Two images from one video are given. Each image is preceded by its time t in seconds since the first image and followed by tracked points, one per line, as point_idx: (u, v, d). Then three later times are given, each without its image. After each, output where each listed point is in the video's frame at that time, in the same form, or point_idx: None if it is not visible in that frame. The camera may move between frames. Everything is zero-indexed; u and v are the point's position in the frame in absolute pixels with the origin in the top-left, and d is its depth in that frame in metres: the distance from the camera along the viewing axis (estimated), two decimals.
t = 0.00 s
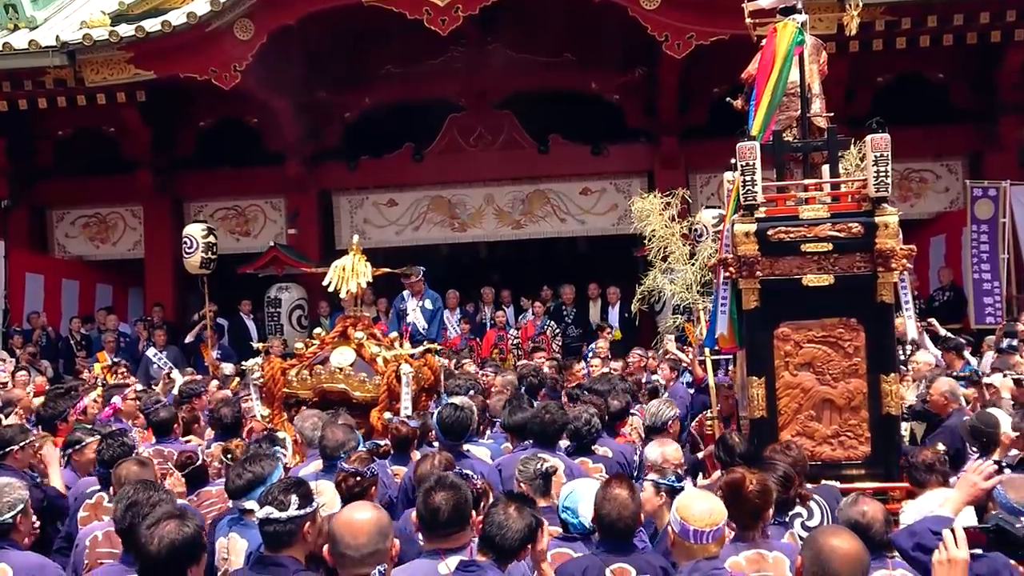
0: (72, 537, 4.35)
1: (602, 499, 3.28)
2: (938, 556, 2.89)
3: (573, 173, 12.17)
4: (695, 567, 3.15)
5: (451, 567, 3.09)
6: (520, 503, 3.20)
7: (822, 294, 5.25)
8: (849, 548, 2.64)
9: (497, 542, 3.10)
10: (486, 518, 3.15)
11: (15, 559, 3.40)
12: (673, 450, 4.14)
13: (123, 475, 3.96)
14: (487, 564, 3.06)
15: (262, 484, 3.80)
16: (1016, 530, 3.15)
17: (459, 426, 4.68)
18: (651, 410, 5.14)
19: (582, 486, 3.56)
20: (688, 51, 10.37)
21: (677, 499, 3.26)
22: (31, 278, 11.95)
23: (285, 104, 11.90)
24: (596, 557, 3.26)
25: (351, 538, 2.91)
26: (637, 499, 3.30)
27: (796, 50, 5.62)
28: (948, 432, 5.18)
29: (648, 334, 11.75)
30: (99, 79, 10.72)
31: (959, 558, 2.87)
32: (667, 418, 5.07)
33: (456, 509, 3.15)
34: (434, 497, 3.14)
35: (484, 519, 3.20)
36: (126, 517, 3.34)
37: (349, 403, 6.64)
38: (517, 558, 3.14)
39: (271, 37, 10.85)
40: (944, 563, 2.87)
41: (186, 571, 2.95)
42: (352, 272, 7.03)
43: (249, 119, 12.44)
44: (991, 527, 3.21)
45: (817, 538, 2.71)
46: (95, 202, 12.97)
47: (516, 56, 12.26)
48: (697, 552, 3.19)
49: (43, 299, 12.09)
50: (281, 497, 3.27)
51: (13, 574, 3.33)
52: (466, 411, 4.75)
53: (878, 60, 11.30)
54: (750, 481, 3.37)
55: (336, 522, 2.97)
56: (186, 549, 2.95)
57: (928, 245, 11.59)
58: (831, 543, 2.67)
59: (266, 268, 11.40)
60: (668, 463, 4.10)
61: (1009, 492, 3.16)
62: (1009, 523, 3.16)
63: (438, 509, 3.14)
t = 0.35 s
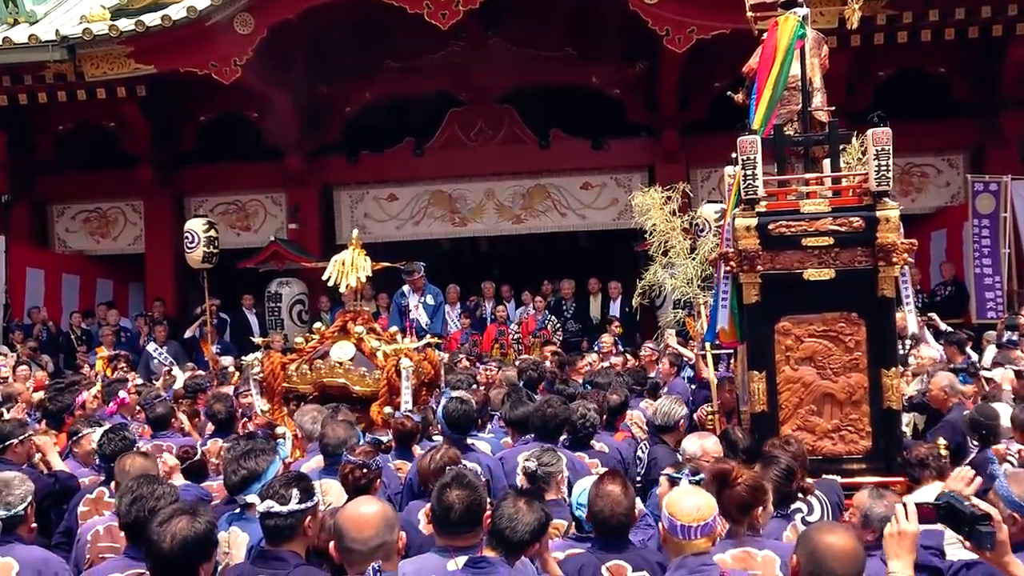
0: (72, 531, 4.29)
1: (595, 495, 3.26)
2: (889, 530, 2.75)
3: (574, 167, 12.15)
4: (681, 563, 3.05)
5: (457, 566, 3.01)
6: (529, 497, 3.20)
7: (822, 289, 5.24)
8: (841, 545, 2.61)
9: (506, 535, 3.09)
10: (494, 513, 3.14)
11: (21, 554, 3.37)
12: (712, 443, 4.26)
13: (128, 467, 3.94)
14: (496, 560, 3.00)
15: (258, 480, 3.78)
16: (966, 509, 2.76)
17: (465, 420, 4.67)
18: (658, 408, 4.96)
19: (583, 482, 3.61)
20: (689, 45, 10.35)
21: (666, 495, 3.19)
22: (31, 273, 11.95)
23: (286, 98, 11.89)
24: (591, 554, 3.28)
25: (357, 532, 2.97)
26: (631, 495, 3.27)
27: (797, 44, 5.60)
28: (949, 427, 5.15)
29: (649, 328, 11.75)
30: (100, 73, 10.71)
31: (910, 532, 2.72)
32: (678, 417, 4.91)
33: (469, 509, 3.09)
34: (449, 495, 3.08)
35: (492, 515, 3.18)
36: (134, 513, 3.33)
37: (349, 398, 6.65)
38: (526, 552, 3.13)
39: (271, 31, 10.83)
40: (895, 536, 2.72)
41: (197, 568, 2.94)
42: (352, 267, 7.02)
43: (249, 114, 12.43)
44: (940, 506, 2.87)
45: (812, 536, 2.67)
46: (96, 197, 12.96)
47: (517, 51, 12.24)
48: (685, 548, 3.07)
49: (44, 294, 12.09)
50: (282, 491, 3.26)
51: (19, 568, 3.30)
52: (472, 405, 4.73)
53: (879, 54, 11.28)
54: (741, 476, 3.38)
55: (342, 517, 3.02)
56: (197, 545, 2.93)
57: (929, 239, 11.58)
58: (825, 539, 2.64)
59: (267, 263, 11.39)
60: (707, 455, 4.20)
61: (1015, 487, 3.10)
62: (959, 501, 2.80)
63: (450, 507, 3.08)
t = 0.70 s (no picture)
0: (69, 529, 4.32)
1: (578, 492, 3.27)
2: (846, 512, 2.82)
3: (574, 162, 12.13)
4: (702, 559, 2.99)
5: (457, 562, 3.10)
6: (536, 490, 3.15)
7: (823, 283, 5.23)
8: (816, 544, 2.48)
9: (516, 527, 3.06)
10: (503, 506, 3.09)
11: (34, 547, 3.39)
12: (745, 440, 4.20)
13: (122, 463, 3.92)
14: (505, 554, 3.01)
15: (255, 478, 3.77)
16: (921, 491, 3.02)
17: (464, 414, 4.74)
18: (654, 401, 4.98)
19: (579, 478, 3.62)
20: (689, 39, 10.32)
21: (690, 489, 3.05)
22: (31, 269, 11.95)
23: (285, 93, 11.87)
24: (581, 551, 3.26)
25: (380, 524, 2.80)
26: (614, 489, 3.27)
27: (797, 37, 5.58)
28: (949, 421, 5.13)
29: (648, 323, 11.74)
30: (98, 68, 10.69)
31: (866, 514, 2.79)
32: (672, 410, 4.92)
33: (466, 507, 3.11)
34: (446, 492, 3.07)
35: (499, 509, 3.14)
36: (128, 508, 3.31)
37: (349, 393, 6.65)
38: (533, 545, 3.09)
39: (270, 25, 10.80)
40: (851, 517, 2.79)
41: (201, 562, 2.94)
42: (351, 262, 7.01)
43: (249, 109, 12.41)
44: (899, 490, 3.15)
45: (784, 538, 2.54)
46: (95, 192, 12.94)
47: (516, 45, 12.22)
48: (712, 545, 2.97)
49: (43, 290, 12.08)
50: (283, 485, 3.26)
51: (34, 561, 3.32)
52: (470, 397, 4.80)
53: (879, 48, 11.27)
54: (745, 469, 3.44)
55: (363, 511, 2.85)
56: (200, 539, 2.93)
57: (930, 234, 11.56)
58: (800, 540, 2.51)
59: (266, 258, 11.37)
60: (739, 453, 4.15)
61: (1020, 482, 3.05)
62: (913, 485, 3.10)
63: (448, 506, 3.10)
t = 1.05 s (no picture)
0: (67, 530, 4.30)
1: (596, 493, 3.18)
2: (834, 502, 2.94)
3: (573, 160, 12.13)
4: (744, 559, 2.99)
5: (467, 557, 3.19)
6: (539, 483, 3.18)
7: (822, 281, 5.23)
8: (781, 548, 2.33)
9: (519, 519, 3.04)
10: (509, 500, 3.09)
11: (29, 546, 3.40)
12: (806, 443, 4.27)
13: (114, 462, 3.91)
14: (519, 551, 2.93)
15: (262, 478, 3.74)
16: (905, 481, 3.04)
17: (441, 415, 4.61)
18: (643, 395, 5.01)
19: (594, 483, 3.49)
20: (688, 37, 10.32)
21: (734, 488, 3.15)
22: (30, 268, 11.94)
23: (284, 91, 11.86)
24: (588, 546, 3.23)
25: (392, 523, 2.79)
26: (633, 490, 3.19)
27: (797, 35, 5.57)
28: (950, 418, 5.13)
29: (648, 321, 11.74)
30: (97, 68, 10.68)
31: (853, 504, 2.90)
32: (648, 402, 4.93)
33: (464, 499, 3.18)
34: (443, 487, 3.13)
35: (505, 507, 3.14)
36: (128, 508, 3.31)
37: (348, 391, 6.65)
38: (534, 545, 3.06)
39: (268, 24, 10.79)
40: (839, 507, 2.91)
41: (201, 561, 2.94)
42: (350, 260, 7.01)
43: (248, 108, 12.40)
44: (882, 479, 3.14)
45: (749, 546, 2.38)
46: (94, 192, 12.93)
47: (515, 44, 12.22)
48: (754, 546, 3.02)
49: (42, 289, 12.07)
50: (283, 483, 3.26)
51: (29, 559, 3.33)
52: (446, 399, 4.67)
53: (878, 45, 11.27)
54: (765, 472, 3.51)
55: (376, 508, 2.85)
56: (200, 538, 2.94)
57: (929, 231, 11.56)
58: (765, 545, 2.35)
59: (266, 257, 11.35)
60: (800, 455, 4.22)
61: None
62: (898, 474, 3.09)
63: (447, 500, 3.16)
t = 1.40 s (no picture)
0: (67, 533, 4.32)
1: (629, 490, 3.12)
2: (836, 501, 2.92)
3: (574, 160, 12.13)
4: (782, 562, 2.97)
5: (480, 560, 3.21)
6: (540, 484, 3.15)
7: (823, 279, 5.23)
8: (765, 553, 2.36)
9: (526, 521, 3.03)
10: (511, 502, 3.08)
11: (6, 546, 3.37)
12: (857, 439, 4.16)
13: (105, 464, 3.91)
14: (527, 552, 2.96)
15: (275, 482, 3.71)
16: (905, 479, 3.03)
17: (421, 417, 4.63)
18: (632, 399, 4.92)
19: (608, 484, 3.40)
20: (689, 36, 10.31)
21: (763, 490, 3.06)
22: (31, 269, 11.95)
23: (284, 91, 11.86)
24: (574, 546, 3.35)
25: (395, 523, 2.80)
26: (666, 490, 3.13)
27: (797, 34, 5.57)
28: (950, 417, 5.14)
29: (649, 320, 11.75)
30: (98, 68, 10.68)
31: (855, 503, 2.89)
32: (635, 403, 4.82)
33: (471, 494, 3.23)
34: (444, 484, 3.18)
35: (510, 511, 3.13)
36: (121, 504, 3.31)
37: (348, 391, 6.66)
38: (541, 546, 3.06)
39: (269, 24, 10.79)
40: (841, 506, 2.89)
41: (202, 561, 2.94)
42: (350, 260, 7.01)
43: (248, 107, 12.41)
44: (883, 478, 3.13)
45: (731, 550, 2.43)
46: (94, 192, 12.93)
47: (516, 43, 12.22)
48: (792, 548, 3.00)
49: (44, 289, 12.08)
50: (284, 483, 3.26)
51: (6, 560, 3.29)
52: (426, 401, 4.72)
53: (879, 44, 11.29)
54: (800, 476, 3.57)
55: (380, 507, 2.86)
56: (200, 538, 2.94)
57: (930, 230, 11.57)
58: (749, 549, 2.39)
59: (267, 257, 11.35)
60: (852, 452, 4.12)
61: None
62: (900, 473, 3.07)
63: (455, 496, 3.20)
